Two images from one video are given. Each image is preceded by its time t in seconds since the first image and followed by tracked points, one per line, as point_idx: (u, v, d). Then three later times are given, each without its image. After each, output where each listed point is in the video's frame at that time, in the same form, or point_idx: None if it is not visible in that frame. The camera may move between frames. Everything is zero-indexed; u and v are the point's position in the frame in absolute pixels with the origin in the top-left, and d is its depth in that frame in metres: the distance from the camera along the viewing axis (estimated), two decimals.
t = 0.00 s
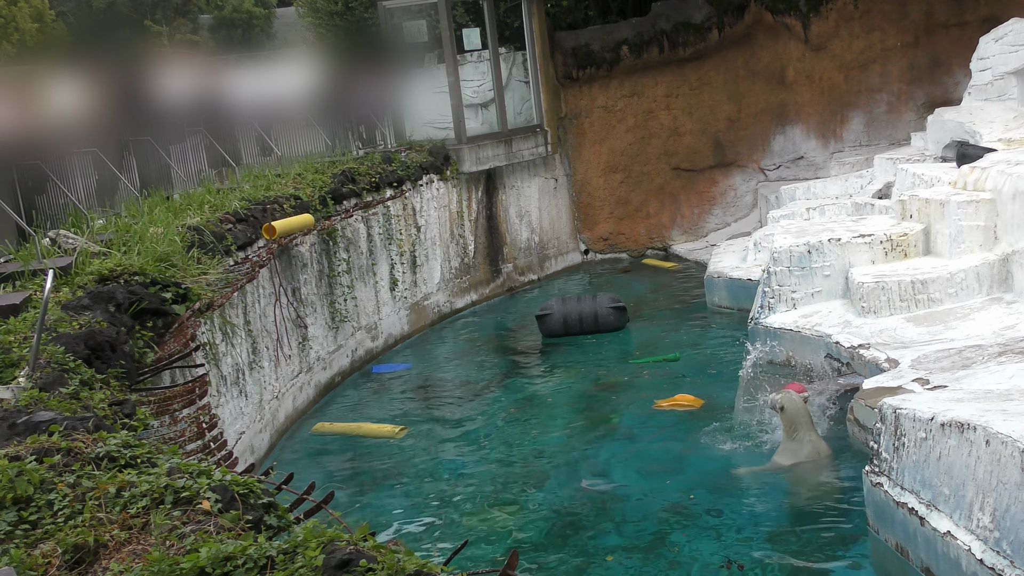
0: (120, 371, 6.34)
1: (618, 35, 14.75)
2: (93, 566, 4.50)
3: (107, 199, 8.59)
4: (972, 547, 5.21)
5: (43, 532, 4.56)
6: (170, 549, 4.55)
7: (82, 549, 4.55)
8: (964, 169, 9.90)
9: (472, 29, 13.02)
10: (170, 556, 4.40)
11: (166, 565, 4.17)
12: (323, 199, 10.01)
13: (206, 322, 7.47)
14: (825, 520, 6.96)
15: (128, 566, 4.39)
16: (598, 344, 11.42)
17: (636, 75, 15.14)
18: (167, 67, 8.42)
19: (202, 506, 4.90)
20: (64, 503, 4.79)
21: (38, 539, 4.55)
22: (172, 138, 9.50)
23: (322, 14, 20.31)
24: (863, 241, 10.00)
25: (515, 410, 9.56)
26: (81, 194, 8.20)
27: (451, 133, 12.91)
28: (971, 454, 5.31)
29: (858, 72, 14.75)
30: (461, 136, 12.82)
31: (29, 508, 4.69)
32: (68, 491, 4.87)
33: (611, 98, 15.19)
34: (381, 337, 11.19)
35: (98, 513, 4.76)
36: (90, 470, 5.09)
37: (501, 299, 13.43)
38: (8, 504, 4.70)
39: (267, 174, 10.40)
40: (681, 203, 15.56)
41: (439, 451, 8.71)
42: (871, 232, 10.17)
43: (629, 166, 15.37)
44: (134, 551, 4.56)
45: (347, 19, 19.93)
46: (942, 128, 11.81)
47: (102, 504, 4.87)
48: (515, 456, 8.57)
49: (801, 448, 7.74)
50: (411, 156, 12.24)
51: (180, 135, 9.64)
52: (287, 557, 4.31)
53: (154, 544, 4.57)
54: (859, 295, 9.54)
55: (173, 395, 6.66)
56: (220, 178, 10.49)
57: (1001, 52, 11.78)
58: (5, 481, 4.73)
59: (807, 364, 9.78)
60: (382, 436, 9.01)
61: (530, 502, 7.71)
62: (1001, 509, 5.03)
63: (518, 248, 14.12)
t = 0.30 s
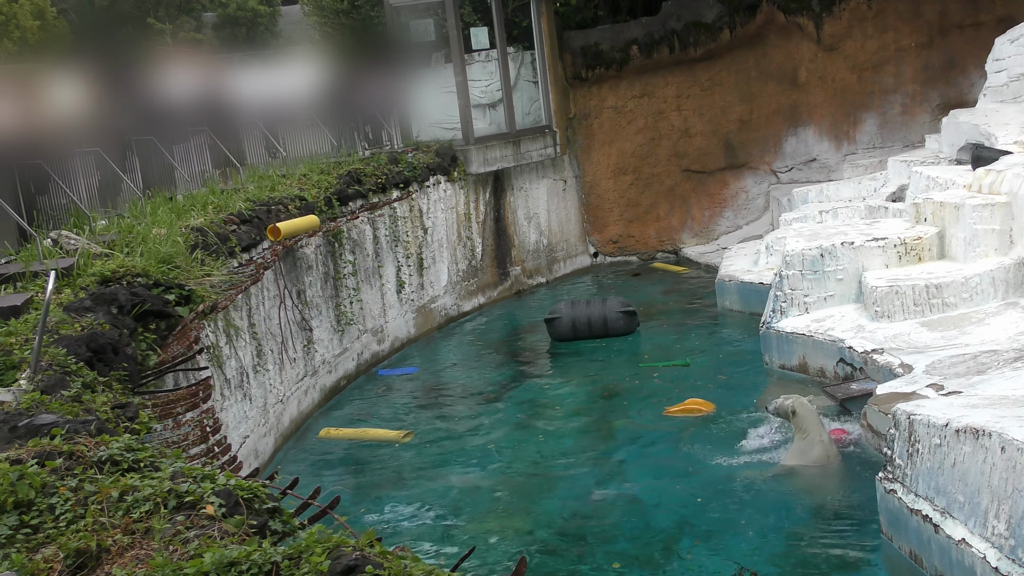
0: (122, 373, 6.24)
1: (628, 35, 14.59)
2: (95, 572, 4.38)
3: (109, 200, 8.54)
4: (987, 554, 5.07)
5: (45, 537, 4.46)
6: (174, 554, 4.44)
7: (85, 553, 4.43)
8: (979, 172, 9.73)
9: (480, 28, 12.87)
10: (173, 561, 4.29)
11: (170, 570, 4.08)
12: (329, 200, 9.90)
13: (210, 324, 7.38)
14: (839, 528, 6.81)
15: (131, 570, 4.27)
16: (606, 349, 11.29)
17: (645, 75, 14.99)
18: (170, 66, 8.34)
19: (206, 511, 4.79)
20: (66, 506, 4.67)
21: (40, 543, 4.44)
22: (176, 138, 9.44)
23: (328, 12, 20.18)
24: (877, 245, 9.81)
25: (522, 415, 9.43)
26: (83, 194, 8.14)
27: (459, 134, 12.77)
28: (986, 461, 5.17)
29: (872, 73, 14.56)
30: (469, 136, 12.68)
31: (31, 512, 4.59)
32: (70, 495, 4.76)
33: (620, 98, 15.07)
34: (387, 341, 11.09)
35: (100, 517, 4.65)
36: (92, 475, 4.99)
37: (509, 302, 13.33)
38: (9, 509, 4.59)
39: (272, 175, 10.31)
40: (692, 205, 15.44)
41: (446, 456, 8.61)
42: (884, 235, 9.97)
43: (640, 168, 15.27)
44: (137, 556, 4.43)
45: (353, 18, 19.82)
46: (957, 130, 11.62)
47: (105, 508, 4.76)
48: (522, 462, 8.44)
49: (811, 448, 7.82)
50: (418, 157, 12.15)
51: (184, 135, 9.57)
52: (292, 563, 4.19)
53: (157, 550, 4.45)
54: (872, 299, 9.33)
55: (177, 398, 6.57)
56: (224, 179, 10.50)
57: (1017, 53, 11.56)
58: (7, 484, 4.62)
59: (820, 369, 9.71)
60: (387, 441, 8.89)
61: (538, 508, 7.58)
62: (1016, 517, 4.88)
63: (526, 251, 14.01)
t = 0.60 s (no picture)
0: (128, 376, 6.13)
1: (642, 34, 14.53)
2: None
3: (116, 199, 8.46)
4: (1005, 564, 4.95)
5: (50, 541, 4.35)
6: (180, 559, 4.29)
7: (90, 558, 4.33)
8: (999, 174, 9.52)
9: (491, 27, 12.76)
10: (179, 566, 4.16)
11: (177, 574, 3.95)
12: (338, 201, 9.79)
13: (217, 326, 7.29)
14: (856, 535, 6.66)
15: None
16: (619, 352, 11.14)
17: (660, 76, 14.88)
18: (181, 65, 8.27)
19: (213, 515, 4.67)
20: (71, 510, 4.57)
21: (44, 547, 4.34)
22: (184, 137, 9.30)
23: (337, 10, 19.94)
24: (894, 248, 9.61)
25: (534, 419, 9.30)
26: (89, 194, 8.03)
27: (470, 134, 12.69)
28: (1005, 469, 5.03)
29: (890, 73, 14.39)
30: (481, 136, 12.59)
31: (35, 516, 4.48)
32: (75, 499, 4.65)
33: (634, 98, 14.93)
34: (397, 343, 10.97)
35: (106, 521, 4.54)
36: (98, 478, 4.88)
37: (521, 305, 13.20)
38: (14, 512, 4.48)
39: (280, 175, 10.22)
40: (706, 207, 15.29)
41: (455, 460, 8.48)
42: (901, 239, 9.77)
43: (654, 168, 15.13)
44: (142, 560, 4.29)
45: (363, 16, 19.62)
46: (976, 132, 11.40)
47: (111, 512, 4.65)
48: (532, 467, 8.31)
49: (821, 458, 7.64)
50: (429, 157, 12.03)
51: (192, 134, 9.44)
52: (299, 569, 4.10)
53: (162, 554, 4.31)
54: (889, 303, 9.20)
55: (183, 401, 6.46)
56: (232, 179, 10.26)
57: None
58: (11, 487, 4.52)
59: (835, 374, 9.55)
60: (396, 445, 8.78)
61: (548, 514, 7.45)
62: None
63: (538, 252, 13.87)
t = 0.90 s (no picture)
0: (135, 377, 6.02)
1: (659, 33, 14.37)
2: None
3: (125, 199, 8.49)
4: None
5: (55, 543, 4.25)
6: (187, 563, 4.20)
7: (95, 561, 4.21)
8: (1021, 177, 9.33)
9: (505, 25, 12.66)
10: (184, 570, 4.06)
11: None
12: (349, 200, 9.69)
13: (225, 326, 7.21)
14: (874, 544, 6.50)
15: None
16: (632, 356, 11.00)
17: (677, 76, 14.74)
18: (193, 63, 8.23)
19: (220, 519, 4.56)
20: (77, 512, 4.47)
21: (50, 550, 4.23)
22: (195, 138, 9.22)
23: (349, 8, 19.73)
24: (912, 251, 9.44)
25: (545, 423, 9.17)
26: (98, 194, 8.01)
27: (484, 134, 12.60)
28: None
29: (909, 75, 14.23)
30: (494, 137, 12.48)
31: (41, 518, 4.38)
32: (81, 501, 4.55)
33: (650, 98, 14.78)
34: (407, 345, 10.86)
35: (112, 524, 4.42)
36: (104, 480, 4.77)
37: (533, 307, 13.07)
38: (19, 514, 4.37)
39: (290, 174, 10.16)
40: (722, 209, 15.12)
41: (464, 464, 8.37)
42: (920, 242, 9.60)
43: (669, 170, 14.97)
44: (149, 563, 4.20)
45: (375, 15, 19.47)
46: (996, 134, 11.18)
47: (116, 514, 4.54)
48: (543, 471, 8.18)
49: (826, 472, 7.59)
50: (441, 157, 11.94)
51: (204, 134, 9.36)
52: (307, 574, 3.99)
53: (169, 557, 4.20)
54: (907, 308, 9.02)
55: (191, 402, 6.36)
56: (241, 177, 10.39)
57: None
58: (15, 489, 4.42)
59: (852, 380, 9.40)
60: (404, 448, 8.65)
61: (558, 519, 7.32)
62: None
63: (551, 254, 13.73)
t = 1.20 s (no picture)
0: (139, 378, 5.91)
1: (671, 32, 14.24)
2: None
3: (128, 198, 8.43)
4: None
5: (56, 546, 4.13)
6: (189, 567, 4.08)
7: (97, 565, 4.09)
8: None
9: (516, 23, 12.56)
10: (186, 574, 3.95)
11: None
12: (356, 200, 9.58)
13: (230, 327, 7.07)
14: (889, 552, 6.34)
15: None
16: (642, 359, 10.86)
17: (690, 75, 14.62)
18: (201, 61, 8.15)
19: (224, 522, 4.44)
20: (78, 515, 4.35)
21: (51, 553, 4.12)
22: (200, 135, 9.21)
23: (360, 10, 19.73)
24: (926, 255, 9.28)
25: (554, 427, 9.04)
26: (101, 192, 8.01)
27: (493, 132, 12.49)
28: None
29: (925, 76, 14.07)
30: (503, 136, 12.39)
31: (42, 520, 4.27)
32: (83, 504, 4.43)
33: (662, 98, 14.68)
34: (414, 348, 10.73)
35: (114, 527, 4.31)
36: (106, 482, 4.65)
37: (542, 310, 12.94)
38: (20, 516, 4.26)
39: (296, 173, 10.06)
40: (735, 210, 14.96)
41: (470, 468, 8.23)
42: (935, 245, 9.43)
43: (681, 171, 14.86)
44: (151, 567, 4.09)
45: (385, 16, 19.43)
46: (1013, 136, 10.99)
47: (119, 517, 4.42)
48: (551, 476, 8.05)
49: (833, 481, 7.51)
50: (449, 156, 11.85)
51: (208, 131, 9.31)
52: None
53: (172, 561, 4.10)
54: (921, 312, 8.82)
55: (194, 404, 6.25)
56: (247, 176, 10.27)
57: None
58: (16, 491, 4.29)
59: (865, 385, 9.25)
60: (410, 451, 8.52)
61: (565, 524, 7.18)
62: None
63: (561, 256, 13.59)
